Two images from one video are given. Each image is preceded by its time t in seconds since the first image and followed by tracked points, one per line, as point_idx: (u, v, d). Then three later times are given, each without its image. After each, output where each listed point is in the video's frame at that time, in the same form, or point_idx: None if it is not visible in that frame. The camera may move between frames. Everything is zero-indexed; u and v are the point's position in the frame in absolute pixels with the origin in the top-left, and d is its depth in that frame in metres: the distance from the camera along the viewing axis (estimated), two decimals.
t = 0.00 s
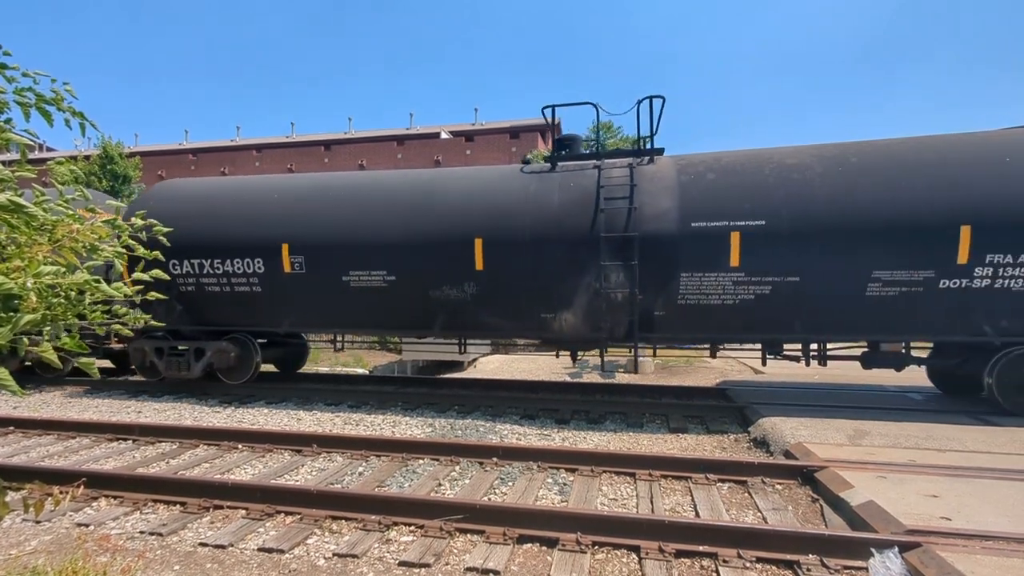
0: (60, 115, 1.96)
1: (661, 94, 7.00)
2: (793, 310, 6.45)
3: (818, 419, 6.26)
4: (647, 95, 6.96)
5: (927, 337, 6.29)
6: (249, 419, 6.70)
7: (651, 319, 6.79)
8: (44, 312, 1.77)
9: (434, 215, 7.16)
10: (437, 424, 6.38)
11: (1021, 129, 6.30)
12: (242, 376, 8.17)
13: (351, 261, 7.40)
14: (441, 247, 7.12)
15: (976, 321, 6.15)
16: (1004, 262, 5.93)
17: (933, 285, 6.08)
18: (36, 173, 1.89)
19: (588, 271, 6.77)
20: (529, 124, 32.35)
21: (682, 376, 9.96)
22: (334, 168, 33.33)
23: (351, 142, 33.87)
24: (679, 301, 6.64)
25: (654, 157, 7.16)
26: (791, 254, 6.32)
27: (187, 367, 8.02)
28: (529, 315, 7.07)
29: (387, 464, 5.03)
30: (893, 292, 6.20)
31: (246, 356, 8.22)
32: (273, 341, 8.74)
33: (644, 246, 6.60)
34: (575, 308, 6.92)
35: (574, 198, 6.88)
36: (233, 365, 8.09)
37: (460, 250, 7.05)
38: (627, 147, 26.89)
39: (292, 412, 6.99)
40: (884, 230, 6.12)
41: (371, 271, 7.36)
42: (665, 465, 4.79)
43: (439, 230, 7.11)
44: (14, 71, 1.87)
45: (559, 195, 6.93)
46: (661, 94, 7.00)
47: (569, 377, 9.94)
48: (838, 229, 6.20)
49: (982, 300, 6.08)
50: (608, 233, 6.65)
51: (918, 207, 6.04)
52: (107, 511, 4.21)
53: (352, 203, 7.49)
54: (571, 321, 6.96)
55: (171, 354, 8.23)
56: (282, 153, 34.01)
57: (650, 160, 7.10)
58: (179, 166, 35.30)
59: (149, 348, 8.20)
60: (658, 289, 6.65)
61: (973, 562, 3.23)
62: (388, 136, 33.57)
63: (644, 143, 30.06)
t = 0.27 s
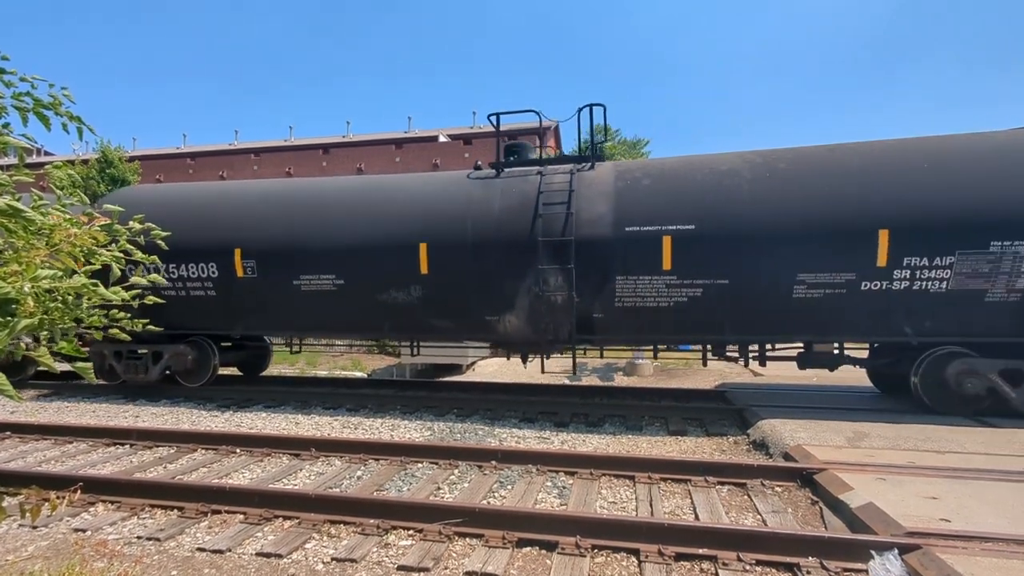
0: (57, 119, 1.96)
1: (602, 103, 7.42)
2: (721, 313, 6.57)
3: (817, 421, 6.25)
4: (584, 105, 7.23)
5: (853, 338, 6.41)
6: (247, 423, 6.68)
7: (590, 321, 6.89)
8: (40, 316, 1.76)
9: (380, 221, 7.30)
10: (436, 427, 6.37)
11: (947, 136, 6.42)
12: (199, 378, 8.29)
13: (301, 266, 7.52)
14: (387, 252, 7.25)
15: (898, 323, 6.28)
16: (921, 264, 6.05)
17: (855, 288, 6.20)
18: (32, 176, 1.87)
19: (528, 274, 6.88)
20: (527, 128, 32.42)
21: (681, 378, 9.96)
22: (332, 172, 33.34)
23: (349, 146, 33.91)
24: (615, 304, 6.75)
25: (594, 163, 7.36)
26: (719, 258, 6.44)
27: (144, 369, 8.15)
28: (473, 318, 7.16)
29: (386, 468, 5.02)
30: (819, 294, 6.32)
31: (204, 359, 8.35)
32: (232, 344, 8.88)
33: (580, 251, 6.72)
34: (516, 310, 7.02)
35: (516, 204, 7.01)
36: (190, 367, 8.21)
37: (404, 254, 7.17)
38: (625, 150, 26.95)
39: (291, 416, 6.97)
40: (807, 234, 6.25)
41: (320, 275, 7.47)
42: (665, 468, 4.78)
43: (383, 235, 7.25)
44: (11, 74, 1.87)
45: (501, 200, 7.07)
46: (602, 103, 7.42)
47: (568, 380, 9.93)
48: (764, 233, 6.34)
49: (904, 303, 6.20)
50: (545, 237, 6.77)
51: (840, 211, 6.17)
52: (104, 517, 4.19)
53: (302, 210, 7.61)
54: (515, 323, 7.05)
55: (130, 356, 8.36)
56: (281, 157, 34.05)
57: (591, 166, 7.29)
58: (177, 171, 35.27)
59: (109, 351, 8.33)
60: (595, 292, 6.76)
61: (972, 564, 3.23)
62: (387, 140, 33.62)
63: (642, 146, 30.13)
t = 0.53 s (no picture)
0: (56, 123, 1.96)
1: (547, 110, 7.50)
2: (658, 314, 6.74)
3: (817, 423, 6.25)
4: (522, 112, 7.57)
5: (785, 337, 6.60)
6: (246, 427, 6.67)
7: (533, 323, 7.06)
8: (38, 320, 1.75)
9: (333, 225, 7.47)
10: (435, 430, 6.35)
11: (885, 141, 6.58)
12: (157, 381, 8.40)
13: (255, 270, 7.66)
14: (337, 256, 7.40)
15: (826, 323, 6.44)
16: (843, 267, 6.22)
17: (783, 290, 6.35)
18: (30, 180, 1.86)
19: (471, 278, 7.03)
20: (526, 131, 32.46)
21: (681, 381, 9.96)
22: (331, 175, 33.35)
23: (348, 149, 33.94)
24: (557, 306, 6.91)
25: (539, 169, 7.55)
26: (653, 261, 6.61)
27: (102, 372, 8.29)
28: (421, 320, 7.33)
29: (386, 471, 5.01)
30: (749, 296, 6.47)
31: (164, 362, 8.46)
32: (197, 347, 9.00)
33: (520, 254, 6.87)
34: (464, 313, 7.16)
35: (460, 209, 7.18)
36: (148, 370, 8.33)
37: (355, 258, 7.32)
38: (624, 152, 26.98)
39: (290, 419, 6.96)
40: (733, 238, 6.42)
41: (272, 279, 7.62)
42: (664, 470, 4.77)
43: (336, 240, 7.41)
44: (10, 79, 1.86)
45: (446, 206, 7.24)
46: (547, 109, 7.50)
47: (567, 382, 9.92)
48: (695, 237, 6.50)
49: (830, 305, 6.36)
50: (486, 241, 6.92)
51: (764, 216, 6.34)
52: (102, 521, 4.18)
53: (258, 214, 7.79)
54: (461, 324, 7.20)
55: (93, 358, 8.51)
56: (280, 160, 34.08)
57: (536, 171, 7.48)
58: (176, 174, 35.25)
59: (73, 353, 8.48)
60: (537, 295, 6.92)
61: (974, 566, 3.23)
62: (385, 143, 33.66)
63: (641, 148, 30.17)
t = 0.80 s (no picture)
0: (57, 126, 1.96)
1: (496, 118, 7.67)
2: (597, 316, 6.91)
3: (817, 425, 6.25)
4: (471, 121, 7.75)
5: (725, 338, 6.77)
6: (245, 429, 6.66)
7: (478, 325, 7.22)
8: (39, 323, 1.75)
9: (287, 229, 7.64)
10: (435, 433, 6.35)
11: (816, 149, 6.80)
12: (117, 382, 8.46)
13: (210, 273, 7.81)
14: (290, 260, 7.57)
15: (755, 325, 6.65)
16: (770, 270, 6.41)
17: (714, 292, 6.55)
18: (30, 182, 1.86)
19: (418, 281, 7.19)
20: (525, 133, 32.49)
21: (681, 383, 9.96)
22: (331, 177, 33.35)
23: (347, 151, 33.96)
24: (500, 309, 7.08)
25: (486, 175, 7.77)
26: (591, 265, 6.79)
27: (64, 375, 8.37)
28: (373, 322, 7.48)
29: (386, 473, 5.00)
30: (682, 298, 6.67)
31: (124, 364, 8.53)
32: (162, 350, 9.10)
33: (463, 258, 7.05)
34: (412, 315, 7.31)
35: (407, 214, 7.38)
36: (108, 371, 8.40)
37: (307, 262, 7.50)
38: (624, 154, 27.01)
39: (290, 422, 6.95)
40: (665, 242, 6.62)
41: (227, 283, 7.76)
42: (664, 472, 4.77)
43: (282, 244, 7.58)
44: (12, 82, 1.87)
45: (394, 211, 7.44)
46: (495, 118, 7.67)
47: (568, 384, 9.92)
48: (630, 241, 6.68)
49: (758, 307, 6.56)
50: (430, 246, 7.11)
51: (694, 221, 6.55)
52: (101, 524, 4.17)
53: (241, 219, 7.86)
54: (410, 326, 7.35)
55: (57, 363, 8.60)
56: (279, 163, 34.11)
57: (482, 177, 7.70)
58: (175, 177, 35.26)
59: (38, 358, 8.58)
60: (480, 297, 7.09)
61: (974, 568, 3.23)
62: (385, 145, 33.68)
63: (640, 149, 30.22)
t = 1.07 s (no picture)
0: (58, 129, 1.97)
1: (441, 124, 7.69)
2: (538, 319, 7.00)
3: (817, 427, 6.25)
4: (421, 124, 7.82)
5: (661, 339, 6.88)
6: (245, 432, 6.66)
7: (427, 327, 7.32)
8: (41, 326, 1.76)
9: (246, 232, 7.72)
10: (434, 435, 6.35)
11: (753, 154, 6.89)
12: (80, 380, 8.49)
13: (166, 276, 7.89)
14: (243, 264, 7.66)
15: (690, 327, 6.76)
16: (702, 273, 6.51)
17: (648, 295, 6.64)
18: (31, 186, 1.86)
19: (365, 284, 7.29)
20: (525, 135, 32.50)
21: (682, 384, 9.96)
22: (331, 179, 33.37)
23: (347, 153, 33.98)
24: (445, 311, 7.17)
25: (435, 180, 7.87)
26: (531, 268, 6.87)
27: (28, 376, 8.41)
28: (325, 324, 7.58)
29: (386, 475, 5.00)
30: (619, 301, 6.75)
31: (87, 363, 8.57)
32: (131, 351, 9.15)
33: (408, 261, 7.14)
34: (362, 317, 7.40)
35: (355, 219, 7.48)
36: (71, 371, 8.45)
37: (258, 266, 7.59)
38: (623, 156, 27.03)
39: (289, 424, 6.96)
40: (599, 247, 6.70)
41: (182, 286, 7.86)
42: (665, 475, 4.76)
43: (234, 248, 7.68)
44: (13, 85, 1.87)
45: (343, 215, 7.54)
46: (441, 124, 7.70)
47: (568, 386, 9.92)
48: (567, 246, 6.76)
49: (692, 309, 6.65)
50: (376, 249, 7.19)
51: (626, 225, 6.65)
52: (101, 527, 4.17)
53: (205, 225, 7.93)
54: (360, 328, 7.44)
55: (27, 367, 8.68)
56: (279, 165, 34.16)
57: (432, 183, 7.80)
58: (175, 179, 35.26)
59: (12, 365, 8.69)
60: (425, 300, 7.19)
61: (973, 569, 3.23)
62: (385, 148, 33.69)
63: (640, 152, 30.21)
